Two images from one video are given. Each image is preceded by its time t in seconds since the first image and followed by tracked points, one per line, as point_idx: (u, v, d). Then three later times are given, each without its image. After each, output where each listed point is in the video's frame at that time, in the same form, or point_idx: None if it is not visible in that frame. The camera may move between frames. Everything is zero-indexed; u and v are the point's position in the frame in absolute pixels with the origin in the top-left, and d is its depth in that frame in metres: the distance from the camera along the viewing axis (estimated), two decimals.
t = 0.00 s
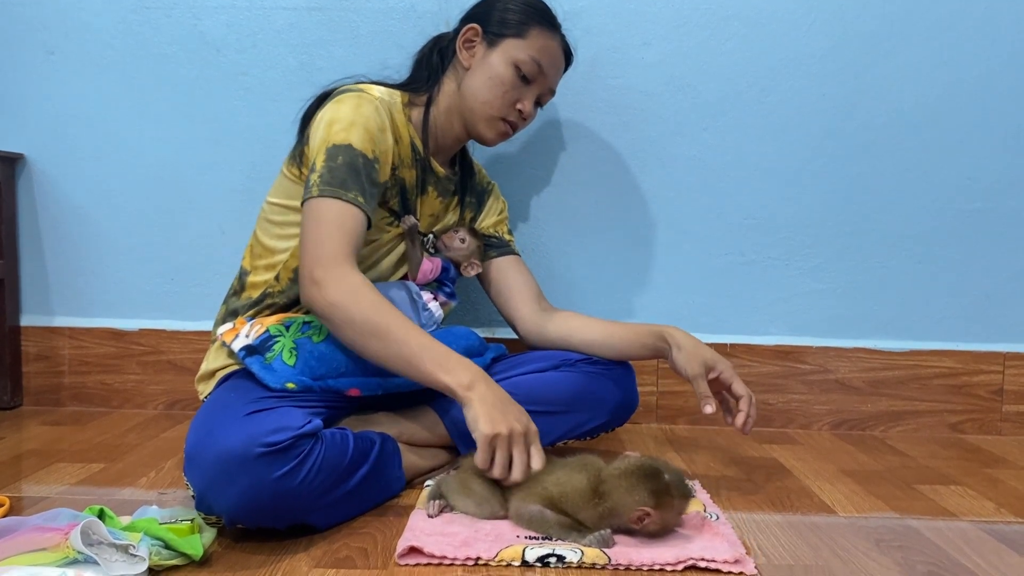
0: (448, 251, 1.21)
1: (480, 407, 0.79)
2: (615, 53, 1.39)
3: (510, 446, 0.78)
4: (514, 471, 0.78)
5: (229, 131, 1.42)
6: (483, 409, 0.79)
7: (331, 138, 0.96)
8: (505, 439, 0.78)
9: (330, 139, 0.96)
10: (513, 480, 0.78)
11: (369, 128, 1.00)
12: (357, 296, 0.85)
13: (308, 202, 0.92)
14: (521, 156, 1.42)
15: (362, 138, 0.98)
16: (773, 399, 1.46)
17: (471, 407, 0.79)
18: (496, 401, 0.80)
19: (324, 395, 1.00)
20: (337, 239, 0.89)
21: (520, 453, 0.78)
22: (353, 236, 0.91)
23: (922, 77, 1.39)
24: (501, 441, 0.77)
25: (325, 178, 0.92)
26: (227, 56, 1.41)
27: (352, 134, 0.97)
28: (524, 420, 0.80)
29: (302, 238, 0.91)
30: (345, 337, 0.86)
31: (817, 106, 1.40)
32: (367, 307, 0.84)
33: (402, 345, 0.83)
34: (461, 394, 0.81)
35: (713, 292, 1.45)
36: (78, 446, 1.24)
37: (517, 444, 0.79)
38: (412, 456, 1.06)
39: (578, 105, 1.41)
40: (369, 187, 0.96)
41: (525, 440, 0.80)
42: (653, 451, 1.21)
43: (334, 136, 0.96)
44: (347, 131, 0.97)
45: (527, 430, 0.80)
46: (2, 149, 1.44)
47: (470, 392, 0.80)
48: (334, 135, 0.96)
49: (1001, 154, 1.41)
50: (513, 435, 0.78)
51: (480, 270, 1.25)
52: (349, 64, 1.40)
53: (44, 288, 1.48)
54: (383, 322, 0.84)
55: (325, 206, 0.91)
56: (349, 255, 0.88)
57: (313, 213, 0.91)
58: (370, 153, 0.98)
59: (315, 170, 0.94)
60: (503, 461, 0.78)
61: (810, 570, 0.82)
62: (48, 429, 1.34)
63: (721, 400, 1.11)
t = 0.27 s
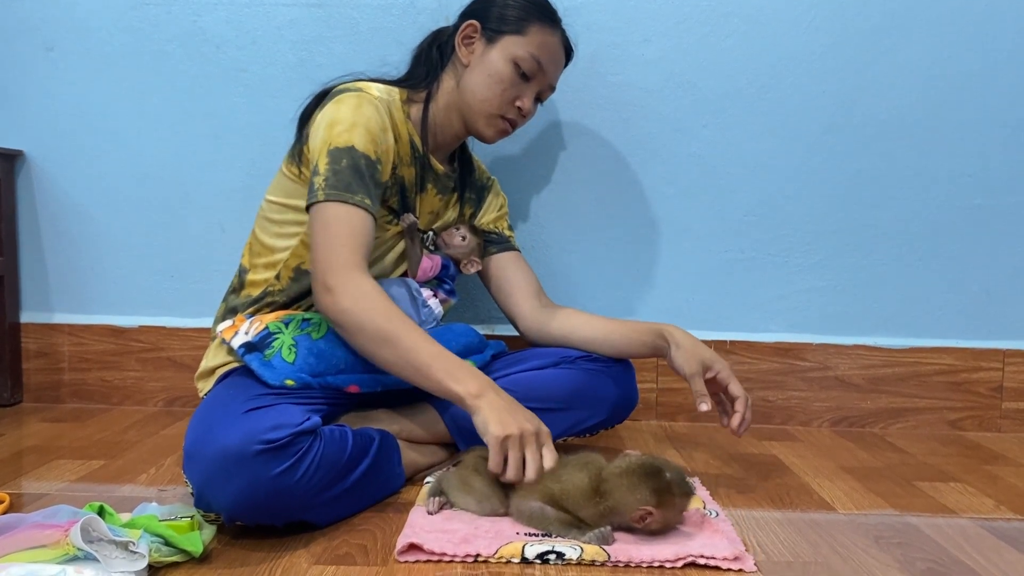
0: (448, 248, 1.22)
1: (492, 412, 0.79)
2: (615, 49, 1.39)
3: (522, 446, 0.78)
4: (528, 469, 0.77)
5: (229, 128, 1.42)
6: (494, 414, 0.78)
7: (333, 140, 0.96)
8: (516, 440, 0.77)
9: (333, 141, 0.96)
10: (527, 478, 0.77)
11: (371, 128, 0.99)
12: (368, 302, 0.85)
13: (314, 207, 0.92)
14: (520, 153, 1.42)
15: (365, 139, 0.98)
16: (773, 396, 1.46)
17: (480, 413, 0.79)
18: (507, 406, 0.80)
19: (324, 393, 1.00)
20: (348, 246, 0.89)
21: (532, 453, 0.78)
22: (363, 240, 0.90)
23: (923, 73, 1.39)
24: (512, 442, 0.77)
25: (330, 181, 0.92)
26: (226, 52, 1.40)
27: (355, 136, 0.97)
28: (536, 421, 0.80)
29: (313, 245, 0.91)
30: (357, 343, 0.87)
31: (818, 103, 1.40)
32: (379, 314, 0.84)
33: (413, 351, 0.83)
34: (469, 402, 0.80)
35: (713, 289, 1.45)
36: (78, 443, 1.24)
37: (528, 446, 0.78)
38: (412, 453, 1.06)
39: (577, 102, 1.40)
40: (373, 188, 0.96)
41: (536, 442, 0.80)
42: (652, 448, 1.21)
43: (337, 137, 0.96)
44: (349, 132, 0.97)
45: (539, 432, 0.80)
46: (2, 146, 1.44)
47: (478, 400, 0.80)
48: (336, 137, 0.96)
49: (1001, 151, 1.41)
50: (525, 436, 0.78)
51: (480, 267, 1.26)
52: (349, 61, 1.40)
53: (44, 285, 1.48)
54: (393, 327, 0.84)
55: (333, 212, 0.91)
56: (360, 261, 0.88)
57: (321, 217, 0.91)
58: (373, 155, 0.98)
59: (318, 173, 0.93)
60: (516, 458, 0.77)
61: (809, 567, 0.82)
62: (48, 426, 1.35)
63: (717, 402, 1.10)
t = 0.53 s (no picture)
0: (448, 247, 1.23)
1: (505, 400, 0.78)
2: (615, 47, 1.38)
3: (537, 433, 0.77)
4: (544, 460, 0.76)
5: (229, 125, 1.42)
6: (507, 402, 0.77)
7: (333, 142, 0.95)
8: (531, 426, 0.77)
9: (333, 143, 0.95)
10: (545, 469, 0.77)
11: (371, 129, 0.99)
12: (374, 300, 0.84)
13: (318, 211, 0.92)
14: (521, 150, 1.42)
15: (365, 140, 0.97)
16: (773, 394, 1.47)
17: (495, 401, 0.78)
18: (520, 393, 0.79)
19: (324, 389, 1.00)
20: (352, 246, 0.88)
21: (547, 439, 0.77)
22: (366, 237, 0.90)
23: (923, 71, 1.39)
24: (527, 428, 0.76)
25: (331, 184, 0.92)
26: (226, 49, 1.40)
27: (355, 137, 0.97)
28: (551, 407, 0.79)
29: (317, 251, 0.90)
30: (368, 343, 0.86)
31: (818, 100, 1.40)
32: (386, 310, 0.84)
33: (423, 345, 0.82)
34: (483, 391, 0.79)
35: (713, 287, 1.45)
36: (77, 440, 1.24)
37: (544, 433, 0.77)
38: (412, 450, 1.06)
39: (577, 100, 1.40)
40: (375, 189, 0.96)
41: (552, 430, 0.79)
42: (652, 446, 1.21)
43: (337, 138, 0.96)
44: (349, 133, 0.97)
45: (554, 419, 0.79)
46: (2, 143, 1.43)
47: (492, 387, 0.79)
48: (336, 138, 0.96)
49: (1001, 148, 1.41)
50: (540, 422, 0.77)
51: (480, 267, 1.26)
52: (348, 58, 1.40)
53: (44, 282, 1.48)
54: (401, 323, 0.83)
55: (335, 214, 0.90)
56: (365, 259, 0.88)
57: (324, 221, 0.91)
58: (373, 156, 0.98)
59: (320, 175, 0.93)
60: (531, 447, 0.76)
61: (809, 564, 0.82)
62: (47, 423, 1.35)
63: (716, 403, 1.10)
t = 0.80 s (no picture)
0: (450, 245, 1.22)
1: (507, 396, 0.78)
2: (615, 45, 1.38)
3: (537, 432, 0.77)
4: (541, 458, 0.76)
5: (228, 123, 1.42)
6: (509, 398, 0.77)
7: (336, 139, 0.95)
8: (531, 425, 0.76)
9: (336, 140, 0.95)
10: (542, 467, 0.76)
11: (374, 125, 0.99)
12: (377, 295, 0.84)
13: (319, 208, 0.92)
14: (520, 148, 1.42)
15: (368, 136, 0.97)
16: (773, 391, 1.47)
17: (498, 396, 0.78)
18: (522, 388, 0.79)
19: (325, 388, 1.00)
20: (354, 241, 0.88)
21: (547, 438, 0.77)
22: (368, 232, 0.90)
23: (924, 69, 1.39)
24: (527, 426, 0.76)
25: (335, 180, 0.92)
26: (226, 47, 1.40)
27: (358, 133, 0.96)
28: (552, 405, 0.79)
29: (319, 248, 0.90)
30: (372, 339, 0.86)
31: (818, 98, 1.39)
32: (389, 305, 0.84)
33: (427, 339, 0.82)
34: (486, 385, 0.79)
35: (712, 285, 1.45)
36: (77, 438, 1.24)
37: (543, 430, 0.77)
38: (411, 448, 1.06)
39: (577, 98, 1.40)
40: (378, 185, 0.95)
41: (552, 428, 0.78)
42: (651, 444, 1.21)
43: (340, 135, 0.96)
44: (352, 130, 0.96)
45: (555, 418, 0.78)
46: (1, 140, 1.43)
47: (495, 381, 0.79)
48: (340, 135, 0.96)
49: (1001, 146, 1.41)
50: (541, 420, 0.77)
51: (481, 265, 1.26)
52: (348, 56, 1.40)
53: (44, 280, 1.48)
54: (405, 317, 0.83)
55: (337, 210, 0.90)
56: (368, 254, 0.88)
57: (325, 218, 0.91)
58: (377, 152, 0.98)
59: (323, 172, 0.93)
60: (530, 446, 0.76)
61: (808, 562, 0.82)
62: (47, 420, 1.35)
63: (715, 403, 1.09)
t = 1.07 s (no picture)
0: (449, 244, 1.22)
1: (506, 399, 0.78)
2: (615, 43, 1.38)
3: (535, 433, 0.77)
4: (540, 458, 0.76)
5: (228, 121, 1.42)
6: (508, 401, 0.77)
7: (335, 139, 0.95)
8: (530, 425, 0.76)
9: (334, 140, 0.95)
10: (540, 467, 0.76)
11: (372, 126, 0.99)
12: (378, 297, 0.84)
13: (319, 209, 0.92)
14: (520, 147, 1.42)
15: (366, 137, 0.97)
16: (772, 390, 1.47)
17: (496, 399, 0.78)
18: (521, 392, 0.79)
19: (324, 386, 1.00)
20: (356, 243, 0.88)
21: (545, 440, 0.77)
22: (370, 233, 0.90)
23: (924, 67, 1.39)
24: (525, 427, 0.76)
25: (335, 181, 0.92)
26: (226, 45, 1.40)
27: (356, 134, 0.96)
28: (550, 407, 0.79)
29: (321, 249, 0.90)
30: (373, 341, 0.86)
31: (818, 97, 1.39)
32: (390, 307, 0.84)
33: (426, 341, 0.82)
34: (485, 387, 0.80)
35: (712, 283, 1.45)
36: (77, 436, 1.24)
37: (542, 432, 0.77)
38: (411, 447, 1.07)
39: (577, 96, 1.40)
40: (378, 186, 0.95)
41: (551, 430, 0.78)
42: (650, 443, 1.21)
43: (338, 136, 0.96)
44: (351, 130, 0.96)
45: (554, 420, 0.79)
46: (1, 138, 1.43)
47: (494, 384, 0.79)
48: (338, 136, 0.95)
49: (1000, 145, 1.41)
50: (539, 420, 0.77)
51: (480, 264, 1.26)
52: (348, 54, 1.40)
53: (43, 278, 1.48)
54: (405, 320, 0.83)
55: (338, 211, 0.90)
56: (369, 256, 0.88)
57: (327, 218, 0.91)
58: (375, 152, 0.98)
59: (322, 173, 0.93)
60: (528, 445, 0.76)
61: (807, 560, 0.82)
62: (48, 418, 1.35)
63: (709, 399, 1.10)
